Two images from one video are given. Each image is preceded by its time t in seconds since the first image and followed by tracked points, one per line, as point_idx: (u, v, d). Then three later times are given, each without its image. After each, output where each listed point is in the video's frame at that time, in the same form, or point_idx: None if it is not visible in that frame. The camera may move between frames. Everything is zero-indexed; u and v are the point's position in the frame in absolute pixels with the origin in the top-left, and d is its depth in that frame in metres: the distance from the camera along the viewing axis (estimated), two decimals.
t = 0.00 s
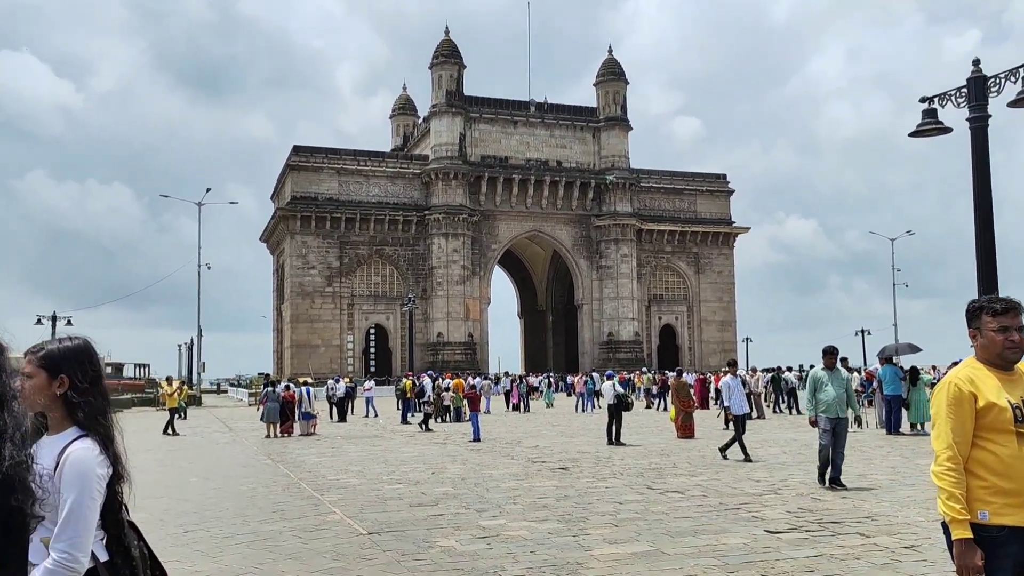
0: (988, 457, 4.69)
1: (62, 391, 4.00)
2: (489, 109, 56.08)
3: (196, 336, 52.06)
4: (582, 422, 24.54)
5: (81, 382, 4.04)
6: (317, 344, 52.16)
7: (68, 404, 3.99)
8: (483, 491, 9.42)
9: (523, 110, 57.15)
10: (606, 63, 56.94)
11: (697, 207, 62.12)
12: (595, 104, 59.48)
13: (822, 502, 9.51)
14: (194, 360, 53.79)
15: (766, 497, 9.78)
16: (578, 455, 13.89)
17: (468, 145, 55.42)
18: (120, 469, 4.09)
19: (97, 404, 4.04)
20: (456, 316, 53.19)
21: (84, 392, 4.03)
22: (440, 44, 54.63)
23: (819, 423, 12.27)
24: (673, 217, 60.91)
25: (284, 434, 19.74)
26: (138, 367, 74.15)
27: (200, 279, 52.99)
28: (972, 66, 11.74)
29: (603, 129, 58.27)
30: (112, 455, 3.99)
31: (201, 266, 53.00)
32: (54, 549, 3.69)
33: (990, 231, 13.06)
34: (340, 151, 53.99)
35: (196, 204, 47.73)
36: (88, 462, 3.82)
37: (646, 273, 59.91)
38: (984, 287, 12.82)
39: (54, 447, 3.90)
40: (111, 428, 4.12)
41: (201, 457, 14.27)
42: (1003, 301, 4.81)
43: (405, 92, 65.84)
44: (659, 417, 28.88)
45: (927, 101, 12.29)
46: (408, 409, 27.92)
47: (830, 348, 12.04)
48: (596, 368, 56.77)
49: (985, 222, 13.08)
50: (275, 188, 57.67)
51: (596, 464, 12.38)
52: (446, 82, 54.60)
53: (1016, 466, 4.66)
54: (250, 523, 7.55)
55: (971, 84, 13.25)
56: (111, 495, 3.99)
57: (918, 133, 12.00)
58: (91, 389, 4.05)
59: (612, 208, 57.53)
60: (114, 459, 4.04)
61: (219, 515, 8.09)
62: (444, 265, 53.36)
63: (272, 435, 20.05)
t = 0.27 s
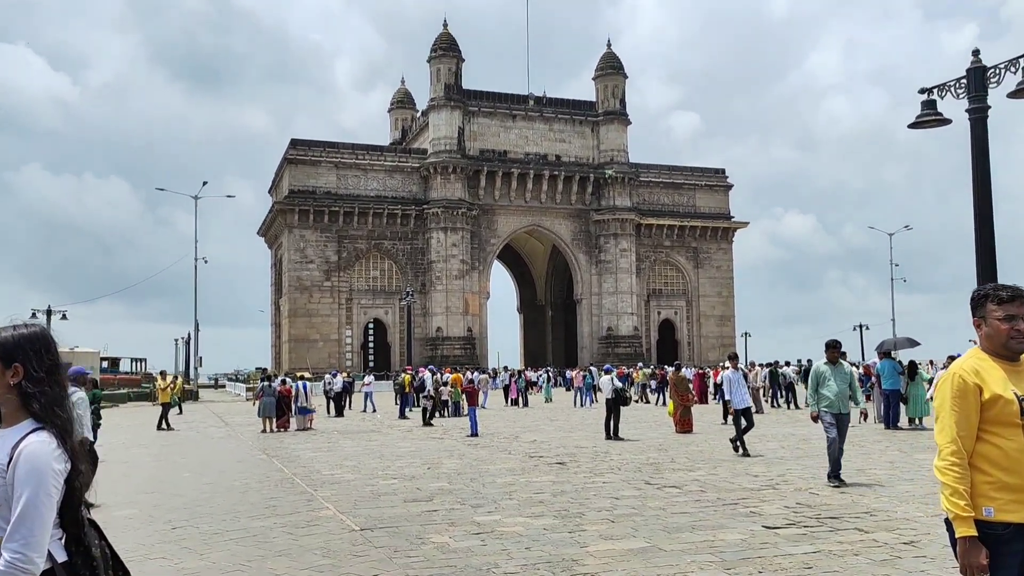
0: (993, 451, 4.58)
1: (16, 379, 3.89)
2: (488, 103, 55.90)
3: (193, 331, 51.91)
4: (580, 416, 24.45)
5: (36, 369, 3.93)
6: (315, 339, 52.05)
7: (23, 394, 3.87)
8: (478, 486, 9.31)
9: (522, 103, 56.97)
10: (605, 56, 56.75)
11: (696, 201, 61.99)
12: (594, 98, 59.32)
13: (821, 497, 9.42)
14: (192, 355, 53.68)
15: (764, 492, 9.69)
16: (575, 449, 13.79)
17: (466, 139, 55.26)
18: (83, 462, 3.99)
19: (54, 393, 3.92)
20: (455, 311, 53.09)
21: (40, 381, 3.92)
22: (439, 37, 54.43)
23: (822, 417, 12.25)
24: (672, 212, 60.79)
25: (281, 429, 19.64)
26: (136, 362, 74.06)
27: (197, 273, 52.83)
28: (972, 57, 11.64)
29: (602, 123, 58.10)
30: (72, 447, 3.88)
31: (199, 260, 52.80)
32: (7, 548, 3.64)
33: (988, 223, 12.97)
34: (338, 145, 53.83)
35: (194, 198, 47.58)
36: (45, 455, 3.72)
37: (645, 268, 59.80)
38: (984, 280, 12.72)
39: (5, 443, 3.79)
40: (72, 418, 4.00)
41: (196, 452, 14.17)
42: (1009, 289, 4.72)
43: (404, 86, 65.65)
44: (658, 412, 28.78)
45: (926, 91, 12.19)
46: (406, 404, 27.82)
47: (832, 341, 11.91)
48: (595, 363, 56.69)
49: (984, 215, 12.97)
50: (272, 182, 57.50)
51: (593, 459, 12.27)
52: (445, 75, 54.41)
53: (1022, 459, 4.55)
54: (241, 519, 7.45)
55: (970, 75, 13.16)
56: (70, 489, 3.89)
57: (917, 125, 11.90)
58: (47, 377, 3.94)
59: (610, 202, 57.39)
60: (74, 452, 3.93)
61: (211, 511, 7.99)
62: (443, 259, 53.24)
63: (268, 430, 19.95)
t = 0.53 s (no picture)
0: (998, 454, 4.48)
1: None
2: (486, 97, 55.73)
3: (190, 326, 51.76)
4: (578, 411, 24.35)
5: None
6: (312, 333, 51.94)
7: None
8: (472, 483, 9.20)
9: (520, 97, 56.78)
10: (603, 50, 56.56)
11: (694, 195, 61.87)
12: (592, 92, 59.16)
13: (819, 494, 9.32)
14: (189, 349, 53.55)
15: (761, 489, 9.59)
16: (572, 445, 13.69)
17: (464, 133, 55.10)
18: (31, 473, 4.05)
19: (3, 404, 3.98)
20: (453, 305, 52.98)
21: None
22: (436, 31, 54.24)
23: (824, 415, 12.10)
24: (670, 206, 60.65)
25: (276, 424, 19.52)
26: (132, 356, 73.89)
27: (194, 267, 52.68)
28: (971, 48, 11.54)
29: (600, 117, 57.93)
30: (19, 459, 3.93)
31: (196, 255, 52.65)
32: None
33: (988, 216, 12.86)
34: (335, 139, 53.64)
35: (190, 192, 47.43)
36: None
37: (643, 262, 59.69)
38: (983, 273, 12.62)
39: None
40: (20, 429, 4.05)
41: (189, 449, 14.06)
42: (1015, 286, 4.62)
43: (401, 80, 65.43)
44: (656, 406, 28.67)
45: (926, 83, 12.08)
46: (403, 399, 27.69)
47: (834, 338, 11.78)
48: (593, 358, 56.62)
49: (984, 208, 12.86)
50: (269, 176, 57.32)
51: (589, 455, 12.17)
52: (442, 69, 54.22)
53: None
54: (230, 518, 7.35)
55: (970, 66, 13.06)
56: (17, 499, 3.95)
57: (916, 116, 11.78)
58: None
59: (609, 196, 57.24)
60: (24, 462, 3.99)
61: (200, 509, 7.88)
62: (441, 253, 53.11)
63: (263, 425, 19.85)
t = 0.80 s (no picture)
0: (1001, 477, 4.37)
1: None
2: (484, 102, 55.70)
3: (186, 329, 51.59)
4: (573, 418, 24.22)
5: None
6: (308, 338, 51.81)
7: None
8: (463, 492, 9.09)
9: (518, 103, 56.74)
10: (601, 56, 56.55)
11: (692, 202, 61.83)
12: (590, 98, 59.13)
13: (814, 505, 9.21)
14: (184, 352, 53.38)
15: (756, 500, 9.47)
16: (566, 453, 13.57)
17: (462, 138, 55.05)
18: None
19: None
20: (450, 310, 52.86)
21: None
22: (434, 36, 54.21)
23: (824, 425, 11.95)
24: (668, 212, 60.59)
25: (269, 430, 19.40)
26: (128, 359, 73.72)
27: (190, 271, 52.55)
28: (970, 55, 11.45)
29: (598, 123, 57.89)
30: None
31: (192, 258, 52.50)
32: None
33: (986, 225, 12.77)
34: (332, 143, 53.58)
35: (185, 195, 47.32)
36: None
37: (640, 268, 59.62)
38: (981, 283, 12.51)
39: None
40: None
41: (179, 455, 13.94)
42: (1019, 301, 4.51)
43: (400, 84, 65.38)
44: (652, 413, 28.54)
45: (924, 91, 11.99)
46: (397, 404, 27.56)
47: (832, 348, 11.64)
48: (590, 364, 56.49)
49: (982, 217, 12.77)
50: (267, 180, 57.23)
51: (583, 464, 12.05)
52: (441, 74, 54.18)
53: None
54: (216, 528, 7.23)
55: (968, 74, 12.99)
56: None
57: (914, 125, 11.68)
58: None
59: (606, 202, 57.16)
60: None
61: (185, 518, 7.78)
62: (438, 258, 53.00)
63: (255, 431, 19.73)
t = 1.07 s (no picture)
0: (1007, 512, 4.23)
1: None
2: (485, 118, 55.78)
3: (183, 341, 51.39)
4: (570, 436, 24.03)
5: None
6: (306, 352, 51.63)
7: None
8: (455, 512, 8.93)
9: (518, 119, 56.82)
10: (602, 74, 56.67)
11: (692, 221, 61.80)
12: (591, 116, 59.21)
13: (812, 530, 9.04)
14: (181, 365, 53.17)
15: (753, 523, 9.31)
16: (562, 472, 13.40)
17: (463, 154, 55.09)
18: None
19: None
20: (448, 326, 52.71)
21: None
22: (436, 53, 54.36)
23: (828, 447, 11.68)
24: (667, 230, 60.54)
25: (261, 444, 19.22)
26: (124, 372, 73.49)
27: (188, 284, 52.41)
28: (970, 76, 11.39)
29: (599, 140, 57.93)
30: None
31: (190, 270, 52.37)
32: None
33: (987, 248, 12.67)
34: (333, 157, 53.62)
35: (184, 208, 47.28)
36: None
37: (639, 286, 59.51)
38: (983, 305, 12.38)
39: None
40: None
41: (168, 470, 13.77)
42: None
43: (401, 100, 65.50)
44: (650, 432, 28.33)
45: (924, 111, 11.93)
46: (393, 420, 27.36)
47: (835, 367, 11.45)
48: (589, 381, 56.29)
49: (983, 239, 12.67)
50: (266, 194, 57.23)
51: (579, 483, 11.88)
52: (442, 90, 54.27)
53: None
54: (199, 548, 7.07)
55: (968, 95, 12.94)
56: None
57: (914, 145, 11.60)
58: None
59: (606, 219, 57.12)
60: None
61: (169, 537, 7.62)
62: (437, 273, 52.90)
63: (248, 446, 19.56)
